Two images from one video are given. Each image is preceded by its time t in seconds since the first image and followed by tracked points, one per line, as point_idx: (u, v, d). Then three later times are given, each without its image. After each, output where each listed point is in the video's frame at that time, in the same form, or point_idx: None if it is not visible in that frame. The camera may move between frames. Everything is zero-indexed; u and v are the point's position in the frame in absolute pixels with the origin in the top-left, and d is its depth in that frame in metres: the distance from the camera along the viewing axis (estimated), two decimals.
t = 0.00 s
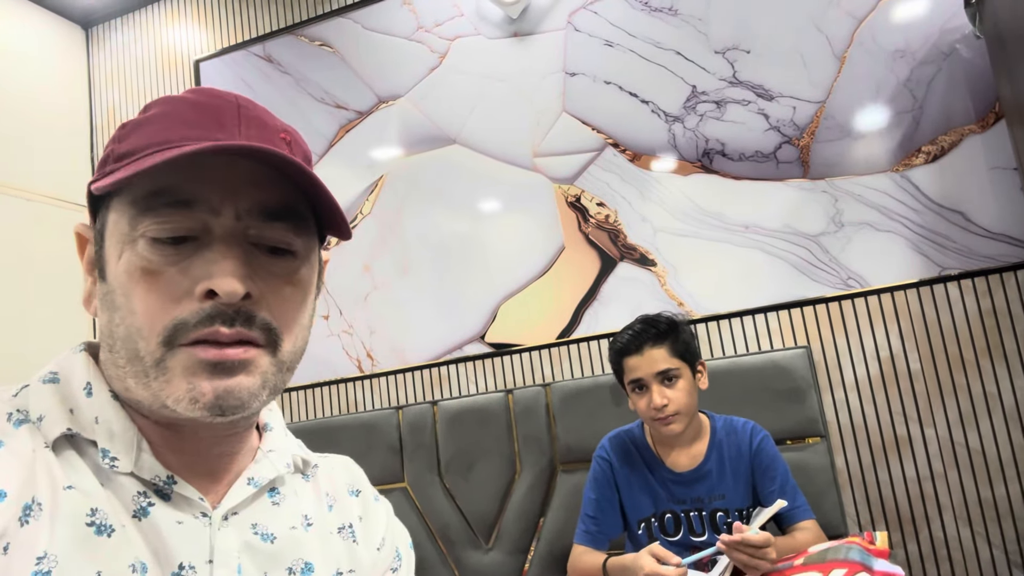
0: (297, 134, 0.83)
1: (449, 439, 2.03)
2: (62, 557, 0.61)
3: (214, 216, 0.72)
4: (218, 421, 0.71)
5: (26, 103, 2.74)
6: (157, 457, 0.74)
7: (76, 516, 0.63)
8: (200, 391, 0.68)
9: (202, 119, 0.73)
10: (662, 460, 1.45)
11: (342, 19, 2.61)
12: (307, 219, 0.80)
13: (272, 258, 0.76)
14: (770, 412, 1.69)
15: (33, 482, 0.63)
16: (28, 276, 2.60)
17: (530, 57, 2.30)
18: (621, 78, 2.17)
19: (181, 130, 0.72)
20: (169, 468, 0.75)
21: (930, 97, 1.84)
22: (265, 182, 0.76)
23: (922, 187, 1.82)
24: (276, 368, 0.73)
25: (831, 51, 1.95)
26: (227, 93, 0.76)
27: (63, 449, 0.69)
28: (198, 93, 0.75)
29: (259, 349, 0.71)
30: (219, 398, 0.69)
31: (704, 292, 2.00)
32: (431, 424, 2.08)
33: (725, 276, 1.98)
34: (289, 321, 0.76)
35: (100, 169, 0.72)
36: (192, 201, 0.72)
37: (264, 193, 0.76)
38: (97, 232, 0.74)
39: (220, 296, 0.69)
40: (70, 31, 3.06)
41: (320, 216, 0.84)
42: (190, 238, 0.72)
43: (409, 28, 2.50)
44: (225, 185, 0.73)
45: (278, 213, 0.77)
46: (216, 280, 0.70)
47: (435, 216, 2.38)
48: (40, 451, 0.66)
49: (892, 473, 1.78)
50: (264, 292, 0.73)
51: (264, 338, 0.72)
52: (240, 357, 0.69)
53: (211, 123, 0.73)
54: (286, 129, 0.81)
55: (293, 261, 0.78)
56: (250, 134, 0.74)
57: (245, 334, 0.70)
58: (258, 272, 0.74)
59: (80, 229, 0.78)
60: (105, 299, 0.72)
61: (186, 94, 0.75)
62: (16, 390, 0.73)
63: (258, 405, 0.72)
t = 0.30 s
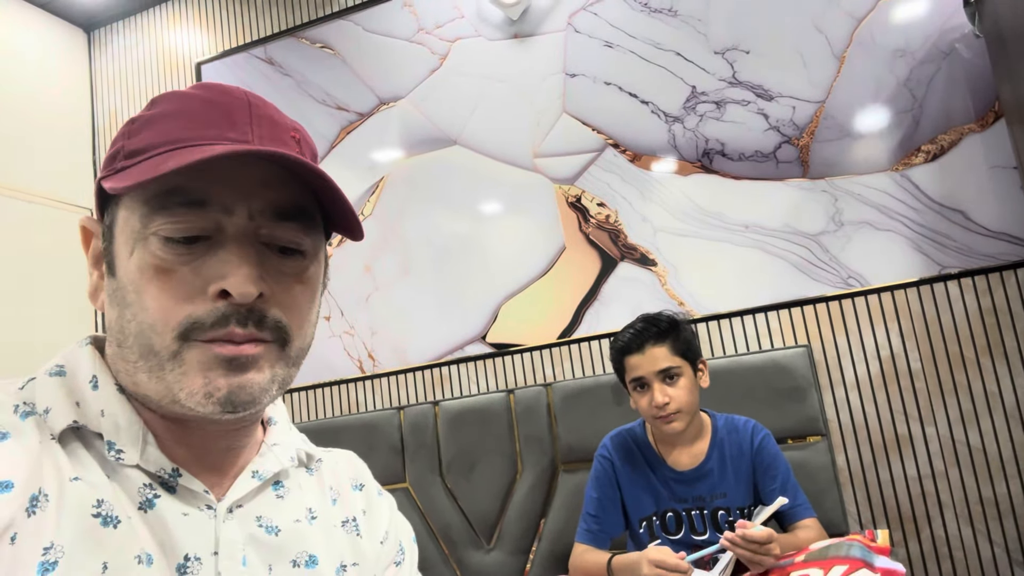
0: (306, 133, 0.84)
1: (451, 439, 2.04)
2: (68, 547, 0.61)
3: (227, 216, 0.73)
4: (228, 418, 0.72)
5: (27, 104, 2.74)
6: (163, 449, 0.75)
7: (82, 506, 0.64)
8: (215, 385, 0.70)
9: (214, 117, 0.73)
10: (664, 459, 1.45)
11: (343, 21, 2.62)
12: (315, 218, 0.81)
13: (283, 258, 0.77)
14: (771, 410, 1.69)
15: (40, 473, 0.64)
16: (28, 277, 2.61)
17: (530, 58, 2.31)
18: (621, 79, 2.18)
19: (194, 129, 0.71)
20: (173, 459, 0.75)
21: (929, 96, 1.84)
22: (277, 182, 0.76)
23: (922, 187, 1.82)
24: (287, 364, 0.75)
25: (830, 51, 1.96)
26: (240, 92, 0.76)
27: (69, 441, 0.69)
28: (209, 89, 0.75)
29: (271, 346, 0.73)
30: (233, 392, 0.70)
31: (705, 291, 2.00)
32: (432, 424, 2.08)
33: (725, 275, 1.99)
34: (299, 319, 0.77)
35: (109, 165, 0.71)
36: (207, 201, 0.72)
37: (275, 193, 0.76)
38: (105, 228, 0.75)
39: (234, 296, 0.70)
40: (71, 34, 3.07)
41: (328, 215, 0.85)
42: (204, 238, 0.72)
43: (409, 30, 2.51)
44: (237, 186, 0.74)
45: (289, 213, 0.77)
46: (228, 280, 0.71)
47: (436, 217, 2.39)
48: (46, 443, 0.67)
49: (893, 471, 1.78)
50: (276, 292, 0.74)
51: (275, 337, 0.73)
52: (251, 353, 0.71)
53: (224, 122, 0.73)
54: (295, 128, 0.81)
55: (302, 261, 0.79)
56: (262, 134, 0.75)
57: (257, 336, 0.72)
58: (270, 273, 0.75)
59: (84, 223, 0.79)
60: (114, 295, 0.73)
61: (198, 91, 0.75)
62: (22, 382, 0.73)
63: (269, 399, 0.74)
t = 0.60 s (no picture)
0: (303, 129, 0.83)
1: (452, 440, 2.04)
2: (66, 544, 0.61)
3: (218, 212, 0.73)
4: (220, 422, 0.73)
5: (26, 107, 2.75)
6: (160, 448, 0.75)
7: (80, 504, 0.64)
8: (199, 398, 0.70)
9: (207, 113, 0.73)
10: (665, 459, 1.45)
11: (343, 23, 2.62)
12: (312, 215, 0.81)
13: (273, 251, 0.76)
14: (771, 410, 1.69)
15: (37, 470, 0.64)
16: (27, 279, 2.61)
17: (530, 59, 2.31)
18: (621, 80, 2.18)
19: (186, 124, 0.72)
20: (172, 458, 0.75)
21: (929, 96, 1.84)
22: (270, 178, 0.76)
23: (922, 186, 1.83)
24: (279, 369, 0.76)
25: (830, 51, 1.96)
26: (234, 88, 0.77)
27: (67, 438, 0.70)
28: (205, 87, 0.76)
29: (261, 347, 0.74)
30: (220, 404, 0.70)
31: (705, 291, 2.00)
32: (433, 426, 2.08)
33: (726, 275, 1.99)
34: (293, 318, 0.77)
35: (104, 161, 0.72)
36: (197, 197, 0.72)
37: (267, 189, 0.76)
38: (101, 224, 0.75)
39: (223, 292, 0.71)
40: (72, 37, 3.08)
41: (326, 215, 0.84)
42: (194, 233, 0.72)
43: (409, 32, 2.51)
44: (229, 181, 0.74)
45: (282, 209, 0.77)
46: (213, 274, 0.71)
47: (436, 218, 2.39)
48: (44, 440, 0.67)
49: (895, 471, 1.78)
50: (270, 288, 0.75)
51: (267, 333, 0.74)
52: (246, 362, 0.72)
53: (216, 117, 0.73)
54: (291, 124, 0.81)
55: (297, 257, 0.78)
56: (254, 129, 0.74)
57: (247, 329, 0.72)
58: (261, 266, 0.75)
59: (82, 219, 0.79)
60: (108, 292, 0.73)
61: (192, 88, 0.75)
62: (20, 380, 0.73)
63: (259, 407, 0.74)
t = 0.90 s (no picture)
0: (297, 126, 0.83)
1: (453, 441, 2.04)
2: (67, 543, 0.61)
3: (205, 206, 0.73)
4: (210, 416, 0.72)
5: (27, 111, 2.76)
6: (162, 447, 0.75)
7: (81, 503, 0.64)
8: (186, 390, 0.70)
9: (198, 108, 0.73)
10: (666, 460, 1.45)
11: (344, 26, 2.63)
12: (304, 211, 0.80)
13: (263, 244, 0.76)
14: (773, 411, 1.69)
15: (37, 470, 0.64)
16: (28, 282, 2.62)
17: (530, 61, 2.32)
18: (621, 81, 2.19)
19: (175, 120, 0.72)
20: (173, 456, 0.76)
21: (929, 96, 1.84)
22: (259, 172, 0.76)
23: (922, 187, 1.83)
24: (268, 360, 0.75)
25: (830, 52, 1.96)
26: (225, 85, 0.77)
27: (68, 438, 0.70)
28: (198, 84, 0.76)
29: (250, 339, 0.74)
30: (207, 396, 0.70)
31: (705, 292, 2.00)
32: (434, 428, 2.08)
33: (726, 277, 1.99)
34: (283, 312, 0.77)
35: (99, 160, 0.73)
36: (183, 191, 0.73)
37: (256, 183, 0.76)
38: (97, 222, 0.76)
39: (208, 287, 0.71)
40: (73, 41, 3.09)
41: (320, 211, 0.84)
42: (182, 227, 0.73)
43: (410, 34, 2.52)
44: (218, 174, 0.74)
45: (271, 204, 0.77)
46: (211, 272, 0.71)
47: (437, 221, 2.39)
48: (45, 440, 0.67)
49: (897, 472, 1.78)
50: (258, 280, 0.75)
51: (254, 327, 0.74)
52: (232, 355, 0.72)
53: (205, 112, 0.74)
54: (284, 120, 0.81)
55: (288, 252, 0.78)
56: (243, 123, 0.75)
57: (232, 322, 0.72)
58: (250, 260, 0.75)
59: (82, 220, 0.79)
60: (103, 289, 0.74)
61: (184, 87, 0.76)
62: (22, 380, 0.73)
63: (249, 402, 0.74)
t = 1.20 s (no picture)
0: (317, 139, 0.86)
1: (454, 444, 2.04)
2: (69, 543, 0.61)
3: (252, 224, 0.73)
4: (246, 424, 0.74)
5: (27, 113, 2.76)
6: (166, 448, 0.74)
7: (83, 504, 0.64)
8: (231, 400, 0.70)
9: (238, 124, 0.74)
10: (667, 460, 1.45)
11: (344, 28, 2.64)
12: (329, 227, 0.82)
13: (302, 263, 0.78)
14: (775, 412, 1.68)
15: (43, 472, 0.64)
16: (28, 285, 2.62)
17: (531, 63, 2.32)
18: (622, 83, 2.19)
19: (219, 136, 0.72)
20: (178, 458, 0.75)
21: (930, 97, 1.84)
22: (298, 191, 0.77)
23: (923, 187, 1.82)
24: (300, 368, 0.76)
25: (830, 52, 1.96)
26: (255, 95, 0.78)
27: (71, 439, 0.69)
28: (224, 94, 0.75)
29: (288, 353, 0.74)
30: (250, 406, 0.71)
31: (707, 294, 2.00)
32: (435, 430, 2.08)
33: (728, 278, 1.99)
34: (315, 318, 0.78)
35: (128, 168, 0.70)
36: (231, 208, 0.72)
37: (298, 202, 0.77)
38: (114, 228, 0.74)
39: (258, 305, 0.71)
40: (73, 44, 3.09)
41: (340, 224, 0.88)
42: (227, 245, 0.72)
43: (410, 36, 2.52)
44: (263, 192, 0.74)
45: (309, 221, 0.78)
46: (214, 274, 0.71)
47: (438, 223, 2.39)
48: (47, 440, 0.67)
49: (899, 473, 1.77)
50: (299, 297, 0.76)
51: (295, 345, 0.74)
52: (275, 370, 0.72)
53: (246, 128, 0.74)
54: (308, 134, 0.83)
55: (317, 264, 0.80)
56: (283, 143, 0.77)
57: (278, 343, 0.72)
58: (292, 279, 0.76)
59: (84, 219, 0.79)
60: (117, 294, 0.73)
61: (211, 92, 0.74)
62: (26, 379, 0.73)
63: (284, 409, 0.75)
